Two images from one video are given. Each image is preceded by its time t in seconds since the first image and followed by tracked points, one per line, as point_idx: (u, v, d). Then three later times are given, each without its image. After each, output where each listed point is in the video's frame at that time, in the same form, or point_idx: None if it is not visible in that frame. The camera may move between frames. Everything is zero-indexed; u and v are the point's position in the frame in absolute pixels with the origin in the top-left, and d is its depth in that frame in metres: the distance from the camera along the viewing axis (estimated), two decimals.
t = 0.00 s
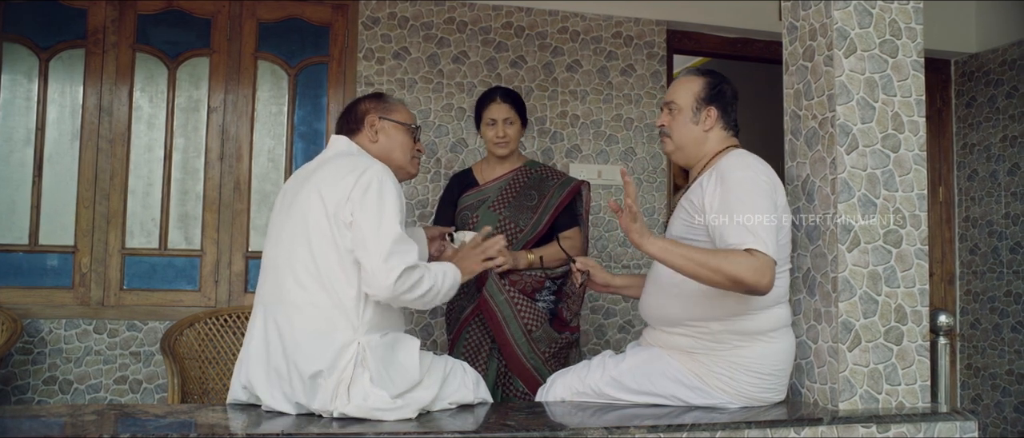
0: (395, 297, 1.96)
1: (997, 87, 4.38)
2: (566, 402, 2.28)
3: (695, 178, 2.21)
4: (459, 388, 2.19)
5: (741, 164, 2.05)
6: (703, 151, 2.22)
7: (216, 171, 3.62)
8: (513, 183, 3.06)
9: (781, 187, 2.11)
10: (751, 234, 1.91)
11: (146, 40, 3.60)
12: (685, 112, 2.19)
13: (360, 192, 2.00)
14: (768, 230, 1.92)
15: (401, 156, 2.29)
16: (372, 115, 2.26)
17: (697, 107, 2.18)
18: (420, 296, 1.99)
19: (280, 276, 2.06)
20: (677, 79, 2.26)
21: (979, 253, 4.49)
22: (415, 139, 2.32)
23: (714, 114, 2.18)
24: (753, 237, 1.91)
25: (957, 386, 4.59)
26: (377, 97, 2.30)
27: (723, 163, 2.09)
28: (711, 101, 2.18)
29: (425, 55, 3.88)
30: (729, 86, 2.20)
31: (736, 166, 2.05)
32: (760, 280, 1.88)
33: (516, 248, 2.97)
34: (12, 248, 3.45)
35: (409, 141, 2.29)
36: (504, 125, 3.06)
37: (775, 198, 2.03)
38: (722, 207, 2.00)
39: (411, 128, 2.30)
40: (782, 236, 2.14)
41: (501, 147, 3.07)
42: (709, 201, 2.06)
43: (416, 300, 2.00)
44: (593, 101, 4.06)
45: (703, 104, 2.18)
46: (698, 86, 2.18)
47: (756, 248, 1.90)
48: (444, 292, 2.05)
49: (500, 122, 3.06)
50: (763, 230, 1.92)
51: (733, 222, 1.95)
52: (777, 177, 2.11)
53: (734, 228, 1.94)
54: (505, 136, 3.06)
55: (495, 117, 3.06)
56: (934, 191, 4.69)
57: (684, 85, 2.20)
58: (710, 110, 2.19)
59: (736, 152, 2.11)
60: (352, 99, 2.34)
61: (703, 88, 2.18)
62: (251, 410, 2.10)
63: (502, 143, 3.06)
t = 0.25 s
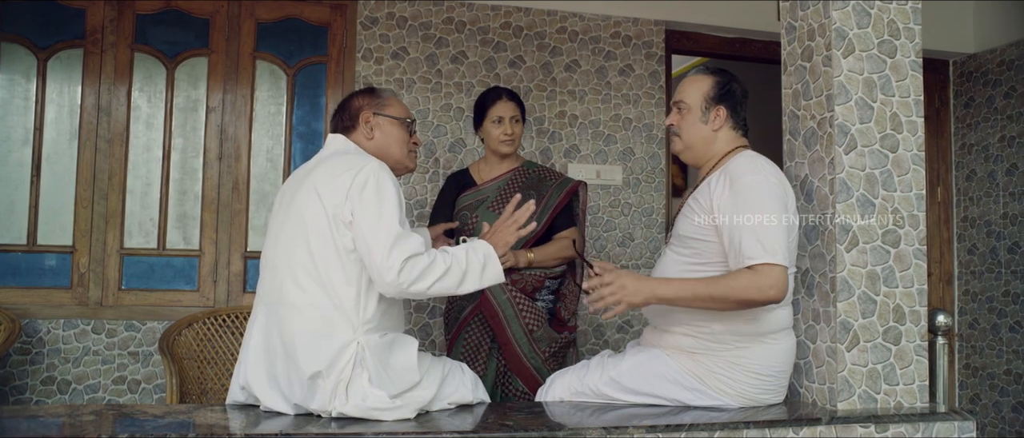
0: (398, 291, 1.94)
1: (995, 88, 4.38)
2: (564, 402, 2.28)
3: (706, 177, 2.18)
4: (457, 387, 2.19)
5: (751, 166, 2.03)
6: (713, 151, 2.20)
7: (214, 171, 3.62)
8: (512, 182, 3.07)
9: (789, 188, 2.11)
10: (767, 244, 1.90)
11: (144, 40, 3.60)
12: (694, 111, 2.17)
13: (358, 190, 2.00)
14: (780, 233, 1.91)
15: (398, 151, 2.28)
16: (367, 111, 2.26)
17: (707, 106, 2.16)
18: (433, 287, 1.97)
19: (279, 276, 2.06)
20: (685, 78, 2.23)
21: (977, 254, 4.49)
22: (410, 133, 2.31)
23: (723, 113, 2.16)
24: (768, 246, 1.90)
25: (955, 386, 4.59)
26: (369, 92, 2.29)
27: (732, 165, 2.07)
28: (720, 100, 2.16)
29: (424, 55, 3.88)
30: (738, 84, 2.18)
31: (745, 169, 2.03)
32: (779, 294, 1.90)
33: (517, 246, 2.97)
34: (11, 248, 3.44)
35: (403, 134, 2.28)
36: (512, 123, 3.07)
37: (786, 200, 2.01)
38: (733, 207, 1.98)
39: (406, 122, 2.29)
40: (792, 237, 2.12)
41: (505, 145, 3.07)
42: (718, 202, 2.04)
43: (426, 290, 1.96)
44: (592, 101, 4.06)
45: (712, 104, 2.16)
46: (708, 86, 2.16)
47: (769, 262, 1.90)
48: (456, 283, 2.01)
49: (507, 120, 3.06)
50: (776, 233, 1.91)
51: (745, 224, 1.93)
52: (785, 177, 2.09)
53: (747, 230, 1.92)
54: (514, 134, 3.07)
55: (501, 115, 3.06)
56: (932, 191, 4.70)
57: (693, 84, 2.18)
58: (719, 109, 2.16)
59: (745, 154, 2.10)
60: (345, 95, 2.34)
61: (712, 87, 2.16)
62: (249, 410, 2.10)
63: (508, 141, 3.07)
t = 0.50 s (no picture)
0: (387, 289, 1.95)
1: (993, 88, 4.39)
2: (562, 402, 2.28)
3: (708, 177, 2.18)
4: (454, 386, 2.19)
5: (752, 167, 2.03)
6: (716, 151, 2.19)
7: (212, 171, 3.61)
8: (510, 182, 3.07)
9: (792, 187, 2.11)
10: (767, 245, 1.90)
11: (142, 40, 3.59)
12: (698, 110, 2.17)
13: (350, 188, 2.00)
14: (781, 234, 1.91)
15: (390, 146, 2.26)
16: (358, 106, 2.23)
17: (710, 105, 2.16)
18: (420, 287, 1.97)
19: (276, 277, 2.07)
20: (688, 77, 2.23)
21: (975, 254, 4.50)
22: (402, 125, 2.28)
23: (727, 112, 2.16)
24: (768, 247, 1.90)
25: (952, 386, 4.60)
26: (360, 83, 2.25)
27: (733, 165, 2.07)
28: (724, 100, 2.16)
29: (422, 55, 3.88)
30: (742, 84, 2.18)
31: (746, 169, 2.03)
32: (782, 297, 1.90)
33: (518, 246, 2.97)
34: (8, 248, 3.44)
35: (395, 127, 2.25)
36: (506, 122, 3.10)
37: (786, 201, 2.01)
38: (735, 206, 1.98)
39: (399, 115, 2.26)
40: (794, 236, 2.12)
41: (500, 143, 3.09)
42: (718, 203, 2.04)
43: (416, 288, 1.97)
44: (590, 101, 4.06)
45: (716, 103, 2.16)
46: (711, 85, 2.16)
47: (767, 264, 1.90)
48: (445, 282, 2.02)
49: (501, 119, 3.10)
50: (776, 234, 1.91)
51: (746, 224, 1.94)
52: (786, 177, 2.09)
53: (747, 230, 1.93)
54: (507, 134, 3.09)
55: (496, 114, 3.10)
56: (930, 191, 4.71)
57: (697, 84, 2.18)
58: (723, 109, 2.16)
59: (748, 154, 2.10)
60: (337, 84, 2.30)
61: (716, 87, 2.16)
62: (248, 410, 2.10)
63: (502, 140, 3.09)
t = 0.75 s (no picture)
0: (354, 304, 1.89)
1: (992, 88, 4.39)
2: (561, 402, 2.28)
3: (706, 177, 2.18)
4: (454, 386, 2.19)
5: (751, 168, 2.03)
6: (714, 151, 2.20)
7: (211, 171, 3.61)
8: (508, 183, 3.08)
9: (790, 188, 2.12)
10: (767, 246, 1.90)
11: (141, 39, 3.59)
12: (696, 111, 2.17)
13: (342, 190, 1.95)
14: (781, 235, 1.92)
15: (384, 140, 2.21)
16: (353, 99, 2.17)
17: (709, 106, 2.16)
18: (374, 312, 1.88)
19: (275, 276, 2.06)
20: (686, 78, 2.23)
21: (973, 254, 4.50)
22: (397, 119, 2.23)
23: (725, 113, 2.16)
24: (768, 248, 1.90)
25: (951, 386, 4.60)
26: (355, 73, 2.19)
27: (732, 166, 2.07)
28: (723, 100, 2.16)
29: (421, 55, 3.88)
30: (741, 85, 2.18)
31: (745, 170, 2.03)
32: (783, 298, 1.90)
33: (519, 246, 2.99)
34: (7, 248, 3.44)
35: (389, 120, 2.21)
36: (493, 122, 3.08)
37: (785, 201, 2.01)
38: (734, 207, 1.98)
39: (394, 108, 2.22)
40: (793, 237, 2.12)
41: (490, 143, 3.08)
42: (717, 204, 2.04)
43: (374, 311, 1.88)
44: (589, 101, 4.06)
45: (714, 104, 2.16)
46: (710, 85, 2.16)
47: (767, 265, 1.90)
48: (404, 324, 1.92)
49: (489, 119, 3.08)
50: (776, 235, 1.91)
51: (745, 225, 1.94)
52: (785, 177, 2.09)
53: (747, 230, 1.93)
54: (493, 133, 3.07)
55: (485, 114, 3.08)
56: (929, 191, 4.71)
57: (695, 84, 2.18)
58: (722, 109, 2.17)
59: (746, 154, 2.10)
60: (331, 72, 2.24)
61: (715, 87, 2.16)
62: (246, 410, 2.09)
63: (491, 140, 3.08)
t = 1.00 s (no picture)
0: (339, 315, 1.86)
1: (990, 88, 4.40)
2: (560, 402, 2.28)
3: (703, 178, 2.18)
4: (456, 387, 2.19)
5: (747, 169, 2.03)
6: (710, 150, 2.20)
7: (210, 171, 3.61)
8: (504, 183, 3.07)
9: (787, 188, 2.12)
10: (764, 247, 1.90)
11: (140, 39, 3.59)
12: (694, 110, 2.17)
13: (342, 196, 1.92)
14: (778, 235, 1.92)
15: (398, 142, 2.18)
16: (366, 101, 2.13)
17: (706, 106, 2.16)
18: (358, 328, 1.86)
19: (275, 277, 2.04)
20: (683, 76, 2.23)
21: (972, 254, 4.50)
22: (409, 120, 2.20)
23: (722, 113, 2.16)
24: (764, 249, 1.90)
25: (949, 386, 4.61)
26: (368, 74, 2.15)
27: (729, 167, 2.07)
28: (720, 100, 2.16)
29: (420, 55, 3.88)
30: (737, 85, 2.18)
31: (741, 171, 2.03)
32: (780, 298, 1.90)
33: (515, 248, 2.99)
34: (6, 248, 3.43)
35: (402, 124, 2.18)
36: (488, 121, 3.09)
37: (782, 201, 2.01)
38: (730, 208, 1.98)
39: (406, 110, 2.18)
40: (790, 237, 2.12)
41: (485, 142, 3.09)
42: (713, 205, 2.04)
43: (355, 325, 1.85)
44: (588, 101, 4.06)
45: (712, 103, 2.16)
46: (707, 85, 2.16)
47: (764, 266, 1.90)
48: (388, 345, 1.89)
49: (484, 118, 3.09)
50: (773, 236, 1.91)
51: (741, 225, 1.94)
52: (781, 178, 2.10)
53: (744, 231, 1.92)
54: (489, 132, 3.09)
55: (480, 113, 3.10)
56: (927, 191, 4.72)
57: (693, 84, 2.18)
58: (719, 109, 2.17)
59: (743, 155, 2.10)
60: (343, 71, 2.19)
61: (712, 88, 2.16)
62: (245, 410, 2.09)
63: (487, 138, 3.09)
